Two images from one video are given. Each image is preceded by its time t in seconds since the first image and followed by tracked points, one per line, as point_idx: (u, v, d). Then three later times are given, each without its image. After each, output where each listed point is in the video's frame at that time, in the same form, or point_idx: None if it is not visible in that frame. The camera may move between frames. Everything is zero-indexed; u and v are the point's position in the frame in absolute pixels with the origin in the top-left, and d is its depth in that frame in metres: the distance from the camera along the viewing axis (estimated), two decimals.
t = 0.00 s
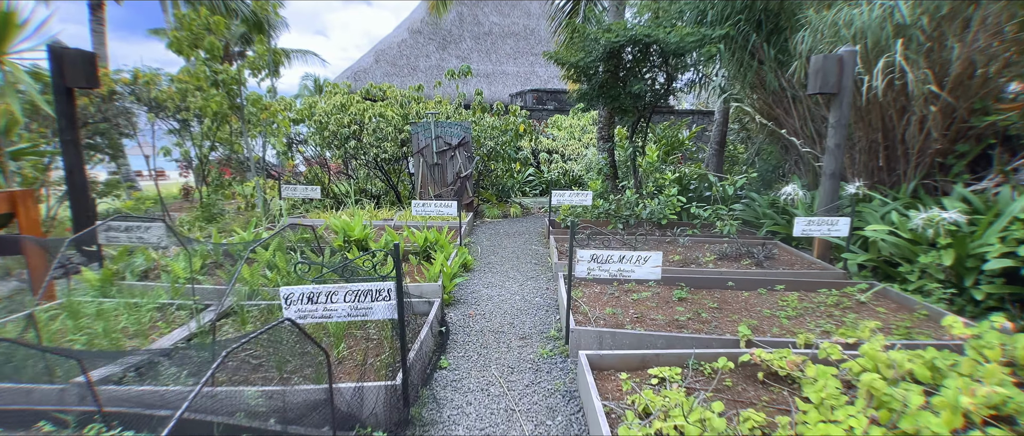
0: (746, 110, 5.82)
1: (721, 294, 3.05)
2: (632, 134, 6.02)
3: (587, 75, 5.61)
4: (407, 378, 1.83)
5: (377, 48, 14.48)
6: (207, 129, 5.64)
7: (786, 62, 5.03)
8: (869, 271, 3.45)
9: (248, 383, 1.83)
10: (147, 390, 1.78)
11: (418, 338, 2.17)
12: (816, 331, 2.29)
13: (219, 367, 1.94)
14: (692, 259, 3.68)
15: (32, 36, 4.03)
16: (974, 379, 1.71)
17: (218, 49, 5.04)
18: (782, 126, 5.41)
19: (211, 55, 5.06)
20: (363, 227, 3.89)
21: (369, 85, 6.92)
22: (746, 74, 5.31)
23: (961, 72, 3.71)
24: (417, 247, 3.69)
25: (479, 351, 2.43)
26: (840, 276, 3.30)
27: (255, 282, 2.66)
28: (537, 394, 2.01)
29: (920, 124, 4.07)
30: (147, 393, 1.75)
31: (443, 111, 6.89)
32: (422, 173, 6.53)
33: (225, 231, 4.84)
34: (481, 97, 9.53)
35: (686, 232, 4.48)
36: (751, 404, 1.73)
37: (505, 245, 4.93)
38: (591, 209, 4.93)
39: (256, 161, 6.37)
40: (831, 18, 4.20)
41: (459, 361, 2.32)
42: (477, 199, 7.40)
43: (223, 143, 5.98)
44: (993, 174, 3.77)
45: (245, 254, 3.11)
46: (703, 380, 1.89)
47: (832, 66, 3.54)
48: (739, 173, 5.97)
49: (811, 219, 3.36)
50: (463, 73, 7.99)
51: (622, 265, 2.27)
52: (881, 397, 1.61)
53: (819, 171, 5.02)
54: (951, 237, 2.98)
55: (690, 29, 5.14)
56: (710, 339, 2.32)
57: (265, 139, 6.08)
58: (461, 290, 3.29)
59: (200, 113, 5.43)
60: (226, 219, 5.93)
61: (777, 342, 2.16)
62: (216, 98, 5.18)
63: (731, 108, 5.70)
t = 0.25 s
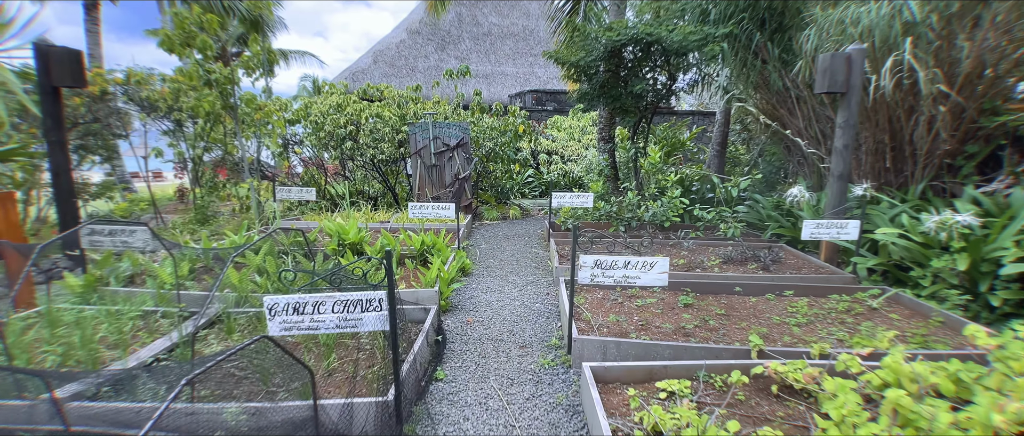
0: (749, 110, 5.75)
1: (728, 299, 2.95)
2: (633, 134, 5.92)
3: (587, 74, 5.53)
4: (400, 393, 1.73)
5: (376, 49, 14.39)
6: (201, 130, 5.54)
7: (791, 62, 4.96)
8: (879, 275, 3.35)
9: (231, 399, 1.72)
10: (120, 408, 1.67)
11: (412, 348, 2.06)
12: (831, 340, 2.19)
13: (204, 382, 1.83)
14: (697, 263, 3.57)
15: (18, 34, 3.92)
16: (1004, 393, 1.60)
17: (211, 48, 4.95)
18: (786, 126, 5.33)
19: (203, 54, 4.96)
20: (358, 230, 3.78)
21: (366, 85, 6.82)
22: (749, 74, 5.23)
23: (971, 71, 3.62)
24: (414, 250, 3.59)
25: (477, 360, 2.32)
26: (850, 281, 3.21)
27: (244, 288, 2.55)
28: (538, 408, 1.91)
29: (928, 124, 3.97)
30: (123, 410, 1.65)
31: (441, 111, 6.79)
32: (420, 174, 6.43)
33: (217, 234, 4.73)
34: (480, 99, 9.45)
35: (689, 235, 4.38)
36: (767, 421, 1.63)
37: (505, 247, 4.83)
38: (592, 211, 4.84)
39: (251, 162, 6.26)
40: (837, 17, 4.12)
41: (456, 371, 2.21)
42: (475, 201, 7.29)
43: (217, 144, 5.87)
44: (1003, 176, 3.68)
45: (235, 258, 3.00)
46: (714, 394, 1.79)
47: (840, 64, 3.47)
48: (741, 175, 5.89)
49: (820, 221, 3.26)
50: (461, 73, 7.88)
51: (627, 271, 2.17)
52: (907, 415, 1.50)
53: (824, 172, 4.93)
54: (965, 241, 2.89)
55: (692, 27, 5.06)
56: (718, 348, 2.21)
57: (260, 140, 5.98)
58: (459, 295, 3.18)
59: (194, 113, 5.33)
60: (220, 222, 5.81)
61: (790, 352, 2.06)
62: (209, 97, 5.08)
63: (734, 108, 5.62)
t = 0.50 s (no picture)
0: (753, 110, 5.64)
1: (738, 307, 2.83)
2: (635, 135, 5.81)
3: (588, 74, 5.42)
4: (393, 415, 1.60)
5: (373, 49, 14.25)
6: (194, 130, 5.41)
7: (797, 61, 4.86)
8: (893, 281, 3.24)
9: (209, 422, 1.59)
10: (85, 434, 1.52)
11: (407, 364, 1.93)
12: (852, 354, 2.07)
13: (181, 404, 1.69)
14: (704, 268, 3.45)
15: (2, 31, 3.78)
16: None
17: (202, 46, 4.82)
18: (791, 126, 5.22)
19: (195, 52, 4.84)
20: (353, 234, 3.65)
21: (363, 85, 6.69)
22: (754, 74, 5.13)
23: (985, 70, 3.51)
24: (410, 255, 3.47)
25: (476, 374, 2.19)
26: (862, 286, 3.10)
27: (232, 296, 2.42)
28: (543, 428, 1.78)
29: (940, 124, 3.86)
30: None
31: (439, 112, 6.66)
32: (417, 176, 6.30)
33: (208, 237, 4.59)
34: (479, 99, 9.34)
35: (695, 239, 4.26)
36: None
37: (504, 251, 4.70)
38: (594, 214, 4.72)
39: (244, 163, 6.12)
40: (846, 14, 4.01)
41: (453, 387, 2.08)
42: (474, 203, 7.15)
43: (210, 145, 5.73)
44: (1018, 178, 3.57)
45: (223, 264, 2.86)
46: (731, 413, 1.67)
47: (852, 62, 3.36)
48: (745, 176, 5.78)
49: (831, 225, 3.15)
50: (460, 73, 7.76)
51: (636, 280, 2.04)
52: None
53: (831, 174, 4.82)
54: (984, 245, 2.78)
55: (696, 25, 4.95)
56: (732, 361, 2.09)
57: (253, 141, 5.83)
58: (457, 302, 3.06)
59: (185, 114, 5.20)
60: (212, 224, 5.67)
61: (808, 366, 1.94)
62: (201, 97, 4.95)
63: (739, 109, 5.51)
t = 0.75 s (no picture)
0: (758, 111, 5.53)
1: (749, 318, 2.71)
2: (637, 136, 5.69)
3: (589, 74, 5.30)
4: None
5: (370, 50, 14.09)
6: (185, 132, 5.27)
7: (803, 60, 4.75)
8: (907, 289, 3.13)
9: None
10: None
11: (402, 385, 1.80)
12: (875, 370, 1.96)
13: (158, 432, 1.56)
14: (711, 275, 3.34)
15: None
16: None
17: (193, 45, 4.68)
18: (797, 128, 5.11)
19: (185, 52, 4.70)
20: (347, 240, 3.52)
21: (359, 86, 6.56)
22: (759, 74, 5.02)
23: (1001, 70, 3.41)
24: (407, 262, 3.34)
25: (476, 393, 2.06)
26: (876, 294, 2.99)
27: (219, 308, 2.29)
28: None
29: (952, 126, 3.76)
30: None
31: (437, 113, 6.53)
32: (415, 178, 6.16)
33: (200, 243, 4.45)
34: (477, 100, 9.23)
35: (700, 243, 4.14)
36: None
37: (504, 256, 4.57)
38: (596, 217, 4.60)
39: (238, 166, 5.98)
40: (855, 12, 3.91)
41: (452, 408, 1.95)
42: (473, 205, 7.02)
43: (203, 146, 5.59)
44: None
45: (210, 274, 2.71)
46: None
47: (865, 62, 3.25)
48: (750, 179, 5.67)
49: (845, 231, 3.05)
50: (458, 73, 7.62)
51: (646, 294, 1.92)
52: None
53: (839, 176, 4.71)
54: (1005, 253, 2.67)
55: (700, 24, 4.84)
56: (748, 379, 1.97)
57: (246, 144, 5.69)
58: (456, 312, 2.93)
59: (177, 115, 5.06)
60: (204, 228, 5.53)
61: (831, 386, 1.82)
62: (192, 98, 4.81)
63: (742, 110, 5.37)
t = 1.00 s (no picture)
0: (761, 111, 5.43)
1: (759, 326, 2.61)
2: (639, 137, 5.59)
3: (590, 74, 5.21)
4: None
5: (368, 50, 13.98)
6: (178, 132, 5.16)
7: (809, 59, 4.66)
8: (921, 294, 3.03)
9: None
10: None
11: (397, 403, 1.69)
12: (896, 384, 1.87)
13: None
14: (718, 280, 3.24)
15: None
16: None
17: (185, 44, 4.56)
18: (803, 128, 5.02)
19: (177, 51, 4.58)
20: (342, 245, 3.41)
21: (356, 86, 6.45)
22: (763, 74, 4.93)
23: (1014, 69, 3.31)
24: (404, 267, 3.23)
25: (476, 409, 1.95)
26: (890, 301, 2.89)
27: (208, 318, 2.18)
28: None
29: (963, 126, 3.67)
30: None
31: (435, 113, 6.43)
32: (413, 180, 6.05)
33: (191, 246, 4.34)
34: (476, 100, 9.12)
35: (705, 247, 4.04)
36: None
37: (504, 260, 4.46)
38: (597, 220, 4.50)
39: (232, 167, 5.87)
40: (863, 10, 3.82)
41: (450, 426, 1.84)
42: (472, 207, 6.91)
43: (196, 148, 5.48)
44: None
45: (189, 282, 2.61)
46: None
47: (876, 60, 3.16)
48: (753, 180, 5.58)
49: (857, 235, 2.95)
50: (457, 73, 7.51)
51: (656, 304, 1.82)
52: None
53: (846, 178, 4.62)
54: None
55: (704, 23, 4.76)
56: (763, 393, 1.87)
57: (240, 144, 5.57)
58: (455, 320, 2.82)
59: (169, 116, 4.95)
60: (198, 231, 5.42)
61: (852, 403, 1.73)
62: (184, 98, 4.70)
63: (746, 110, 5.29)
